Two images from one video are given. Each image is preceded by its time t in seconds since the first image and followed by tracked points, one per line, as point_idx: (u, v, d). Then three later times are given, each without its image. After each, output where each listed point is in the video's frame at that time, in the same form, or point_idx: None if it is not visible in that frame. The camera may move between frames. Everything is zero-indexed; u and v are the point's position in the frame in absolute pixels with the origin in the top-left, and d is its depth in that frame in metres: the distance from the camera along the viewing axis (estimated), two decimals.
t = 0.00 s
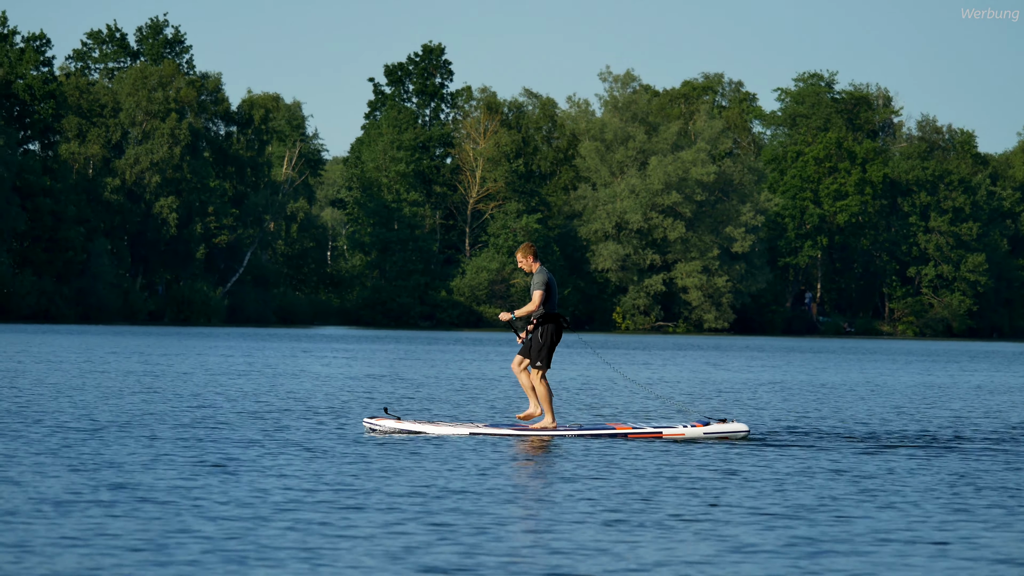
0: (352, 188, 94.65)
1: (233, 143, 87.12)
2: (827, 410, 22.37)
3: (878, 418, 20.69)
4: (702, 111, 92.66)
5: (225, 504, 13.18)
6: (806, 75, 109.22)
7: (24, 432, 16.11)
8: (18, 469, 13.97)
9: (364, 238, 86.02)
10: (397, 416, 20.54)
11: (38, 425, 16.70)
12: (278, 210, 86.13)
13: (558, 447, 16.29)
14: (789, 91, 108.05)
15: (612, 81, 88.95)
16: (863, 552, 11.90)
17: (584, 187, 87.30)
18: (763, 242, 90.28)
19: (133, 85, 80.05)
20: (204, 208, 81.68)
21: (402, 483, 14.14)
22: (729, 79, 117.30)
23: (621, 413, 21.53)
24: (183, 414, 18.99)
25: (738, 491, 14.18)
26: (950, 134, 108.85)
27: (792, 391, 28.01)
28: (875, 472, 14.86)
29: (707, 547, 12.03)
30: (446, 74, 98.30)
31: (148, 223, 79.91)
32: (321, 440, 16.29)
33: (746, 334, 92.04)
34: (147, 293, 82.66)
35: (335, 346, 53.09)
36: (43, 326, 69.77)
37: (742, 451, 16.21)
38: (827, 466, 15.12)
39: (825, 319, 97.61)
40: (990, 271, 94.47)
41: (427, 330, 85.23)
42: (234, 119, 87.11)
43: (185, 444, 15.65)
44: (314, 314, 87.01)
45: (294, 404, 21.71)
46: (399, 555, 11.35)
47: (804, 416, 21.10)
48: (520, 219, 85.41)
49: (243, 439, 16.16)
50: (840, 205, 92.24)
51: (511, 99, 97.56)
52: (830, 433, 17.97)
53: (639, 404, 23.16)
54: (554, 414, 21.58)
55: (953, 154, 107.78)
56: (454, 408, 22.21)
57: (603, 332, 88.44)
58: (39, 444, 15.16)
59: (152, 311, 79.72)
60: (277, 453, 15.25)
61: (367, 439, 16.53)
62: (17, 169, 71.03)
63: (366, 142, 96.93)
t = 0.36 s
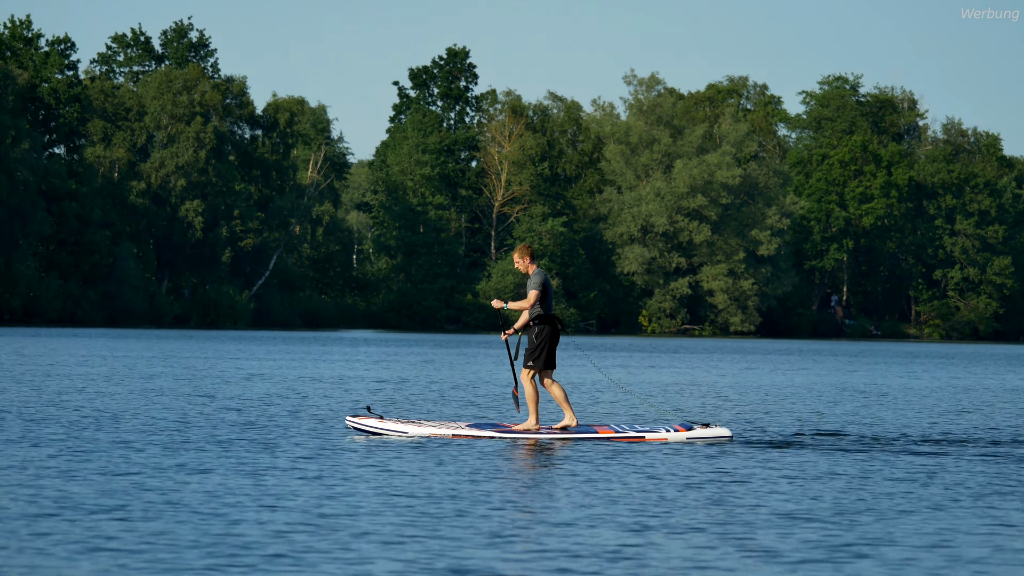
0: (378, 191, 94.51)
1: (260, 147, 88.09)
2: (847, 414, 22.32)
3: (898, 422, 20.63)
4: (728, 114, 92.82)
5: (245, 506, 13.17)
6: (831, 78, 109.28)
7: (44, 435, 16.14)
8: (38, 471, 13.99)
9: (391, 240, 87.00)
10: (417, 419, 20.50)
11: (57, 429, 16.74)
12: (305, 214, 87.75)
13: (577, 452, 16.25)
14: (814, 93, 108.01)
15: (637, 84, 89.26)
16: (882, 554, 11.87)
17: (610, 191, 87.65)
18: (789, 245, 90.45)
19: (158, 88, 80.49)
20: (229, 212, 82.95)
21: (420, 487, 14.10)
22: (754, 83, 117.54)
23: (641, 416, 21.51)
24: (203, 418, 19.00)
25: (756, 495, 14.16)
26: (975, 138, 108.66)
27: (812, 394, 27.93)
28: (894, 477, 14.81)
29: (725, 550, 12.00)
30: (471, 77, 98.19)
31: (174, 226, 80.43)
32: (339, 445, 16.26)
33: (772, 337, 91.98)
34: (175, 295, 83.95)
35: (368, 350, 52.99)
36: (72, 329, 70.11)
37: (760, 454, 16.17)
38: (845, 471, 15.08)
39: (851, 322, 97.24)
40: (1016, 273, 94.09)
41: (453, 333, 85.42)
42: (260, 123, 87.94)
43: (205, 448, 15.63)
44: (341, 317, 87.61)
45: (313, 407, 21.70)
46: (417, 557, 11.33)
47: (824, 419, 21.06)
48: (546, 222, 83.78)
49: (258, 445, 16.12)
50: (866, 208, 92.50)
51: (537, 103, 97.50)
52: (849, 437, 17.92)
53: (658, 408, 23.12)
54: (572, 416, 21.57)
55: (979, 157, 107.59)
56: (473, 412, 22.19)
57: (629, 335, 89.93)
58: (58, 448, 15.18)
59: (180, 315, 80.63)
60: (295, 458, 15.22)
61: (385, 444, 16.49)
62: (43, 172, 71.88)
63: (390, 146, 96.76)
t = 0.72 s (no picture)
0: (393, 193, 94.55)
1: (274, 149, 87.85)
2: (856, 415, 22.26)
3: (907, 424, 20.57)
4: (744, 116, 92.81)
5: (251, 507, 13.16)
6: (847, 79, 109.18)
7: (50, 437, 16.15)
8: (45, 472, 13.99)
9: (405, 243, 86.40)
10: (424, 421, 20.48)
11: (64, 431, 16.74)
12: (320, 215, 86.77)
13: (583, 454, 16.23)
14: (830, 95, 107.96)
15: (652, 86, 89.50)
16: (891, 554, 11.83)
17: (625, 193, 87.81)
18: (804, 246, 90.51)
19: (175, 91, 81.83)
20: (245, 213, 83.21)
21: (426, 489, 14.08)
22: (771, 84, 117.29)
23: (649, 417, 21.48)
24: (210, 420, 19.01)
25: (763, 497, 14.14)
26: (991, 140, 108.53)
27: (822, 396, 27.87)
28: (901, 480, 14.77)
29: (732, 550, 11.97)
30: (487, 79, 98.01)
31: (189, 228, 80.73)
32: (339, 447, 16.27)
33: (787, 339, 91.95)
34: (188, 298, 84.17)
35: (386, 352, 53.01)
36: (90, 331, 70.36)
37: (766, 457, 16.14)
38: (851, 473, 15.05)
39: (867, 323, 96.87)
40: None
41: (468, 335, 85.55)
42: (275, 124, 88.22)
43: (211, 450, 15.62)
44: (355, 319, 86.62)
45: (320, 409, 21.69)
46: (424, 557, 11.30)
47: (832, 421, 21.01)
48: (562, 225, 84.14)
49: (264, 447, 16.12)
50: (882, 210, 92.39)
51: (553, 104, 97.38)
52: (855, 438, 17.88)
53: (667, 409, 23.09)
54: (581, 417, 21.53)
55: (995, 159, 107.37)
56: (481, 413, 22.17)
57: (644, 337, 90.11)
58: (65, 450, 15.18)
59: (195, 316, 80.84)
60: (301, 460, 15.21)
61: (391, 446, 16.47)
62: (59, 175, 72.39)
63: (406, 147, 96.66)
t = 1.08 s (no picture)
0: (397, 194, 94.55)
1: (279, 150, 88.00)
2: (852, 415, 22.32)
3: (902, 424, 20.62)
4: (749, 117, 92.90)
5: (247, 508, 13.16)
6: (852, 81, 109.22)
7: (47, 438, 16.17)
8: (43, 472, 14.02)
9: (410, 244, 86.72)
10: (422, 422, 20.51)
11: (61, 432, 16.76)
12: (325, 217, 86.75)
13: (577, 455, 16.24)
14: (835, 95, 107.98)
15: (657, 87, 89.69)
16: (885, 554, 11.85)
17: (630, 193, 87.97)
18: (809, 247, 90.59)
19: (179, 92, 81.64)
20: (249, 214, 82.77)
21: (421, 489, 14.11)
22: (775, 84, 117.36)
23: (646, 418, 21.52)
24: (207, 421, 19.01)
25: (757, 497, 14.16)
26: (996, 140, 108.57)
27: (819, 396, 27.91)
28: (896, 480, 14.80)
29: (726, 550, 12.00)
30: (491, 80, 98.02)
31: (194, 230, 81.09)
32: (335, 447, 16.31)
33: (791, 340, 91.97)
34: (193, 299, 84.36)
35: (390, 353, 52.97)
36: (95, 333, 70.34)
37: (761, 458, 16.16)
38: (846, 473, 15.07)
39: (872, 324, 96.77)
40: None
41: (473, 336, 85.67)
42: (280, 126, 88.42)
43: (207, 451, 15.63)
44: (361, 321, 86.97)
45: (317, 410, 21.74)
46: (419, 557, 11.32)
47: (829, 421, 21.06)
48: (566, 226, 85.20)
49: (258, 448, 16.12)
50: (886, 211, 92.48)
51: (557, 105, 97.39)
52: (849, 438, 17.92)
53: (663, 410, 23.14)
54: (578, 417, 21.55)
55: (1000, 159, 107.43)
56: (479, 414, 22.20)
57: (649, 337, 90.24)
58: (62, 451, 15.19)
59: (199, 317, 80.65)
60: (297, 461, 15.22)
61: (388, 447, 16.48)
62: (63, 177, 72.34)
63: (411, 148, 96.62)
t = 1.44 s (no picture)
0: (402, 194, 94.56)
1: (284, 150, 88.15)
2: (849, 416, 22.25)
3: (899, 424, 20.55)
4: (753, 116, 93.00)
5: (235, 508, 13.09)
6: (856, 81, 109.20)
7: (38, 438, 16.12)
8: (31, 472, 13.97)
9: (415, 244, 86.71)
10: (417, 422, 20.44)
11: (53, 431, 16.72)
12: (329, 216, 90.16)
13: (569, 456, 16.17)
14: (840, 95, 108.09)
15: (662, 87, 89.89)
16: (877, 555, 11.77)
17: (635, 193, 88.13)
18: (814, 247, 90.53)
19: (183, 92, 81.48)
20: (255, 214, 82.90)
21: (411, 490, 14.04)
22: (780, 85, 117.52)
23: (642, 418, 21.45)
24: (201, 422, 18.97)
25: (749, 499, 14.09)
26: (1000, 140, 108.60)
27: (818, 396, 27.84)
28: (890, 482, 14.72)
29: (717, 551, 11.92)
30: (496, 79, 98.07)
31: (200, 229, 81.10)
32: (328, 448, 16.23)
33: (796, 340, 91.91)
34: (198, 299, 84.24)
35: (394, 353, 53.00)
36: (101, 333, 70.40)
37: (755, 458, 16.08)
38: (837, 475, 14.99)
39: (876, 323, 96.83)
40: None
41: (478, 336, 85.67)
42: (286, 126, 88.67)
43: (198, 452, 15.56)
44: (366, 320, 86.75)
45: (312, 410, 21.65)
46: (405, 558, 11.24)
47: (825, 421, 20.98)
48: (571, 225, 85.14)
49: (250, 448, 16.05)
50: (891, 210, 92.53)
51: (561, 105, 97.48)
52: (843, 439, 17.85)
53: (661, 410, 23.07)
54: (573, 418, 21.49)
55: (1004, 158, 107.48)
56: (476, 415, 22.13)
57: (654, 337, 89.97)
58: (51, 451, 15.14)
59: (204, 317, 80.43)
60: (288, 462, 15.16)
61: (378, 447, 16.42)
62: (67, 176, 72.41)
63: (416, 148, 96.56)
